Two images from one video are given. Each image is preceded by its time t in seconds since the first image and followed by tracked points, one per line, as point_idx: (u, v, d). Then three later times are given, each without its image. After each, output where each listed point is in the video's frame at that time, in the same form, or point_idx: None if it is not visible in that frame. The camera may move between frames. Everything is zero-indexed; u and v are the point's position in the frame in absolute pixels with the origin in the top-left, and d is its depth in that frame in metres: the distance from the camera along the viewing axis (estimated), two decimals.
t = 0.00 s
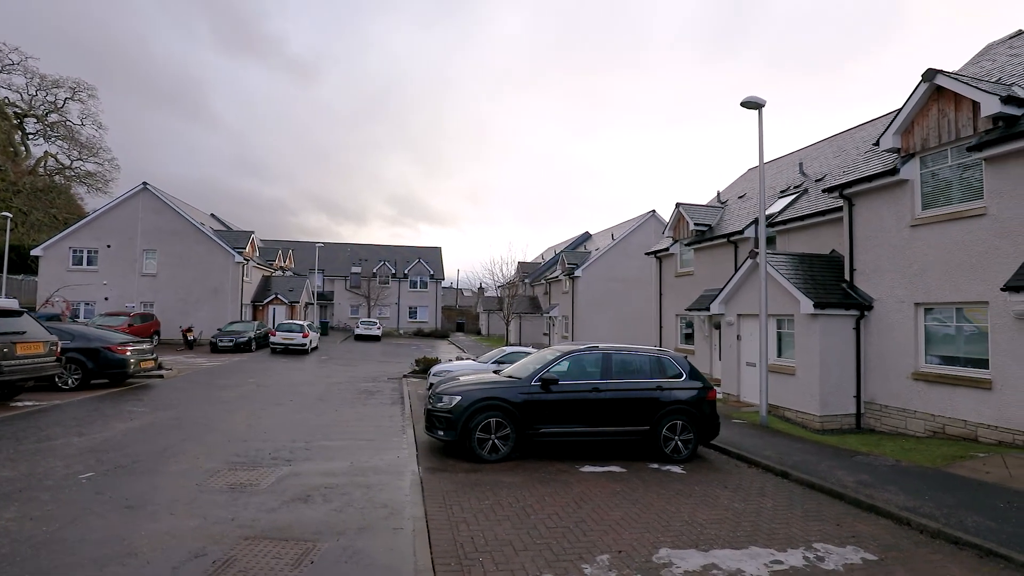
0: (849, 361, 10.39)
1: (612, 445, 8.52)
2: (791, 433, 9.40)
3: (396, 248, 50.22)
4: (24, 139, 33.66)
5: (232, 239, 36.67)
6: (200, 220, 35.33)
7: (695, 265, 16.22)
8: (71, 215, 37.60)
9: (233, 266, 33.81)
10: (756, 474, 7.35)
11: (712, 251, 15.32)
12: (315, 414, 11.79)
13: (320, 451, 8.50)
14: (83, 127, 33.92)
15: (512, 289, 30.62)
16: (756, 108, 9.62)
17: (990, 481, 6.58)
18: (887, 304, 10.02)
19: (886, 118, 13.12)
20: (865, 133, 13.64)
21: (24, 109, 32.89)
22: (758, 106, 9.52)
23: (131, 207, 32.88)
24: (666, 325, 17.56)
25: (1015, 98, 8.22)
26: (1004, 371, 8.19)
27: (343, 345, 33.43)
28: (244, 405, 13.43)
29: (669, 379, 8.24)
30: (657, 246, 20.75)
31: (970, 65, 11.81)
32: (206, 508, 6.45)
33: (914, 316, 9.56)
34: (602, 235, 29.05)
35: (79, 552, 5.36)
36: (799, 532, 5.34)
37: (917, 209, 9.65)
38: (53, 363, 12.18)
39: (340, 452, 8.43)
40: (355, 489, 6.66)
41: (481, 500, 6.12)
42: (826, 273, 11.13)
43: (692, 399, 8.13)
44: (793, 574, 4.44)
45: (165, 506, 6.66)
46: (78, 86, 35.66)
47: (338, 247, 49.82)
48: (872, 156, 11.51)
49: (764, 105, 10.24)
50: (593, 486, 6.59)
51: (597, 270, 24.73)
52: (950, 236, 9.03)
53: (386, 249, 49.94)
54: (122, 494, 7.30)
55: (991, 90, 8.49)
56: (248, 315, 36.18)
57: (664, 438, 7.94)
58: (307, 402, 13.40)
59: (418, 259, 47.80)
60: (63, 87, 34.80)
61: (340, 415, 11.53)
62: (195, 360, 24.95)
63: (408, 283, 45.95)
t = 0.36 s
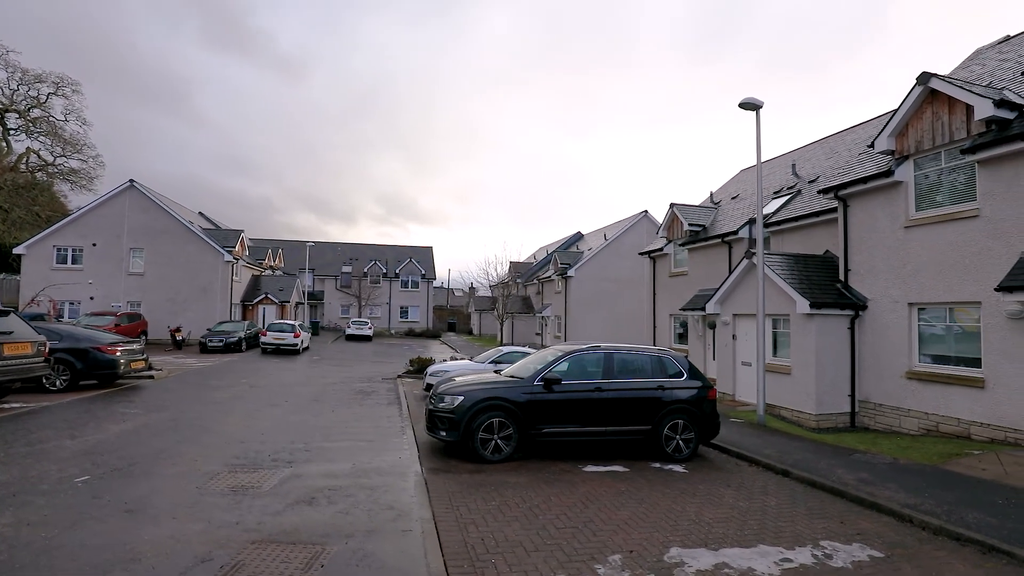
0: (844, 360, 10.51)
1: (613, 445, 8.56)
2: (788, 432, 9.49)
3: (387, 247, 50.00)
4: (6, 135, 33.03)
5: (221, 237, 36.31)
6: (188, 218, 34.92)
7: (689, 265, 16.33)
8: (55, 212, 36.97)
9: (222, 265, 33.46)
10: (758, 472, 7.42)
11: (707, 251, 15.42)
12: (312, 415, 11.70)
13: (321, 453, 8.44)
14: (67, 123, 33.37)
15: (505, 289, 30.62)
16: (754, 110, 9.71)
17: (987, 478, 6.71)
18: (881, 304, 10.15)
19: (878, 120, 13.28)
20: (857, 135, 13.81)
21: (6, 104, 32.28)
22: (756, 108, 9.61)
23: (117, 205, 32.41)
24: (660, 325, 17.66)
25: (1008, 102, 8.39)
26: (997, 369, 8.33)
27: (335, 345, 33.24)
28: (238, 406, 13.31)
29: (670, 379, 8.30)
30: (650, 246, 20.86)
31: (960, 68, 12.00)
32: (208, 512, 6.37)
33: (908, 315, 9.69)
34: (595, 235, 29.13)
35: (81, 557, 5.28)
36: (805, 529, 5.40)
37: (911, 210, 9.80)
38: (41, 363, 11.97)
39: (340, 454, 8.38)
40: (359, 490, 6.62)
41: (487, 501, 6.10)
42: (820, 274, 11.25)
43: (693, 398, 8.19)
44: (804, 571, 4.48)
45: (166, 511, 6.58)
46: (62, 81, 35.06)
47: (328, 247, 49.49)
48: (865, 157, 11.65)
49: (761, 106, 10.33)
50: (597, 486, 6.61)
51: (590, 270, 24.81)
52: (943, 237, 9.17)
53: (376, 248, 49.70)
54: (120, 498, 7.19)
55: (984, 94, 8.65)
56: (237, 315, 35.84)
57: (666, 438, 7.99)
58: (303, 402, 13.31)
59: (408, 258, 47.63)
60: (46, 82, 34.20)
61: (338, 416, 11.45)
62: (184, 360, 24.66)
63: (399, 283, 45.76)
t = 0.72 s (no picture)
0: (839, 359, 10.62)
1: (614, 445, 8.59)
2: (785, 431, 9.58)
3: (377, 246, 49.75)
4: None
5: (209, 236, 35.94)
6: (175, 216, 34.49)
7: (683, 265, 16.42)
8: (37, 209, 36.29)
9: (211, 264, 33.10)
10: (759, 472, 7.49)
11: (700, 251, 15.51)
12: (308, 416, 11.60)
13: (320, 455, 8.37)
14: (50, 118, 32.76)
15: (497, 288, 30.61)
16: (752, 111, 9.80)
17: (983, 476, 6.83)
18: (876, 304, 10.27)
19: (870, 122, 13.45)
20: (849, 137, 13.96)
21: None
22: (754, 109, 9.70)
23: (102, 202, 31.92)
24: (654, 325, 17.74)
25: (1001, 105, 8.54)
26: (990, 368, 8.46)
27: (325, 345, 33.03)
28: (232, 407, 13.16)
29: (671, 379, 8.34)
30: (643, 246, 20.96)
31: (950, 71, 12.18)
32: (209, 517, 6.27)
33: (902, 315, 9.81)
34: (587, 235, 29.21)
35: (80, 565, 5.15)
36: (811, 529, 5.45)
37: (905, 211, 9.93)
38: (27, 365, 11.75)
39: (340, 456, 8.31)
40: (363, 493, 6.56)
41: (493, 503, 6.08)
42: (815, 273, 11.36)
43: (694, 398, 8.24)
44: (814, 571, 4.52)
45: (164, 516, 6.40)
46: (44, 75, 34.43)
47: (317, 245, 49.14)
48: (859, 158, 11.78)
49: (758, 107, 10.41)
50: (602, 488, 6.61)
51: (582, 270, 24.87)
52: (937, 238, 9.29)
53: (366, 247, 49.43)
54: (116, 502, 7.04)
55: (978, 97, 8.79)
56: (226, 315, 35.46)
57: (667, 437, 8.04)
58: (298, 404, 13.19)
59: (399, 257, 47.43)
60: (28, 76, 33.56)
61: (335, 418, 11.37)
62: (172, 361, 24.35)
63: (390, 282, 45.57)
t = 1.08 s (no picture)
0: (832, 358, 10.74)
1: (613, 444, 8.62)
2: (781, 430, 9.67)
3: (366, 246, 49.45)
4: None
5: (196, 234, 35.56)
6: (161, 214, 34.04)
7: (676, 265, 16.51)
8: (18, 207, 35.64)
9: (198, 263, 32.72)
10: (758, 470, 7.55)
11: (693, 251, 15.60)
12: (303, 418, 11.50)
13: (318, 457, 8.30)
14: (31, 113, 32.18)
15: (489, 287, 30.55)
16: (748, 111, 9.89)
17: (977, 473, 6.95)
18: (868, 303, 10.40)
19: (861, 123, 13.61)
20: (840, 138, 14.11)
21: None
22: (750, 109, 9.79)
23: (86, 200, 31.41)
24: (647, 324, 17.83)
25: (992, 107, 8.68)
26: (981, 367, 8.60)
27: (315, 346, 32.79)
28: (224, 408, 13.01)
29: (670, 378, 8.39)
30: (636, 245, 21.05)
31: (940, 74, 12.36)
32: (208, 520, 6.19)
33: (895, 314, 9.94)
34: (579, 235, 29.27)
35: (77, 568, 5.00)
36: (815, 527, 5.50)
37: (897, 212, 10.06)
38: (12, 366, 11.51)
39: (339, 458, 8.24)
40: (364, 495, 6.51)
41: (498, 504, 6.07)
42: (809, 273, 11.48)
43: (693, 397, 8.30)
44: (820, 569, 4.56)
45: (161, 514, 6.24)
46: (25, 70, 33.83)
47: (305, 245, 48.74)
48: (851, 159, 11.92)
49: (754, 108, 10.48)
50: (604, 488, 6.62)
51: (574, 270, 24.93)
52: (929, 238, 9.43)
53: (355, 247, 49.11)
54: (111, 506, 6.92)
55: (969, 99, 8.92)
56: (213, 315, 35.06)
57: (667, 436, 8.08)
58: (292, 405, 13.08)
59: (390, 257, 47.19)
60: (8, 71, 32.94)
61: (330, 419, 11.28)
62: (160, 362, 24.02)
63: (380, 282, 45.33)
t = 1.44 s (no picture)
0: (827, 356, 10.84)
1: (614, 443, 8.64)
2: (778, 428, 9.74)
3: (357, 245, 49.19)
4: None
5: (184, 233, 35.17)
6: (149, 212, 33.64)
7: (670, 264, 16.58)
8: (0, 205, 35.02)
9: (187, 262, 32.38)
10: (758, 468, 7.61)
11: (687, 251, 15.68)
12: (300, 418, 11.41)
13: (318, 458, 8.23)
14: (13, 109, 31.62)
15: (482, 287, 30.54)
16: (745, 110, 9.96)
17: (973, 469, 7.07)
18: (863, 302, 10.52)
19: (853, 124, 13.75)
20: (833, 138, 14.25)
21: None
22: (747, 109, 9.85)
23: (71, 197, 30.94)
24: (641, 323, 17.90)
25: (985, 108, 8.81)
26: (975, 364, 8.72)
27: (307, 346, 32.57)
28: (218, 409, 12.86)
29: (670, 376, 8.44)
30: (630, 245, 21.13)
31: (930, 76, 12.52)
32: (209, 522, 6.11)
33: (889, 313, 10.06)
34: (572, 234, 29.31)
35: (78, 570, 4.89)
36: (819, 524, 5.55)
37: (891, 212, 10.17)
38: None
39: (338, 458, 8.18)
40: (368, 497, 6.46)
41: (503, 504, 6.05)
42: (804, 272, 11.58)
43: (693, 396, 8.34)
44: (828, 566, 4.60)
45: (160, 514, 6.14)
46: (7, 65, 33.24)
47: (295, 244, 48.39)
48: (845, 159, 12.04)
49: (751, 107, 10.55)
50: (608, 487, 6.63)
51: (567, 269, 24.98)
52: (923, 238, 9.54)
53: (346, 245, 48.83)
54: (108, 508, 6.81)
55: (962, 100, 9.05)
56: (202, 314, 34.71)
57: (668, 435, 8.12)
58: (287, 405, 12.98)
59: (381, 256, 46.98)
60: None
61: (328, 419, 11.21)
62: (149, 362, 23.72)
63: (372, 281, 45.10)
